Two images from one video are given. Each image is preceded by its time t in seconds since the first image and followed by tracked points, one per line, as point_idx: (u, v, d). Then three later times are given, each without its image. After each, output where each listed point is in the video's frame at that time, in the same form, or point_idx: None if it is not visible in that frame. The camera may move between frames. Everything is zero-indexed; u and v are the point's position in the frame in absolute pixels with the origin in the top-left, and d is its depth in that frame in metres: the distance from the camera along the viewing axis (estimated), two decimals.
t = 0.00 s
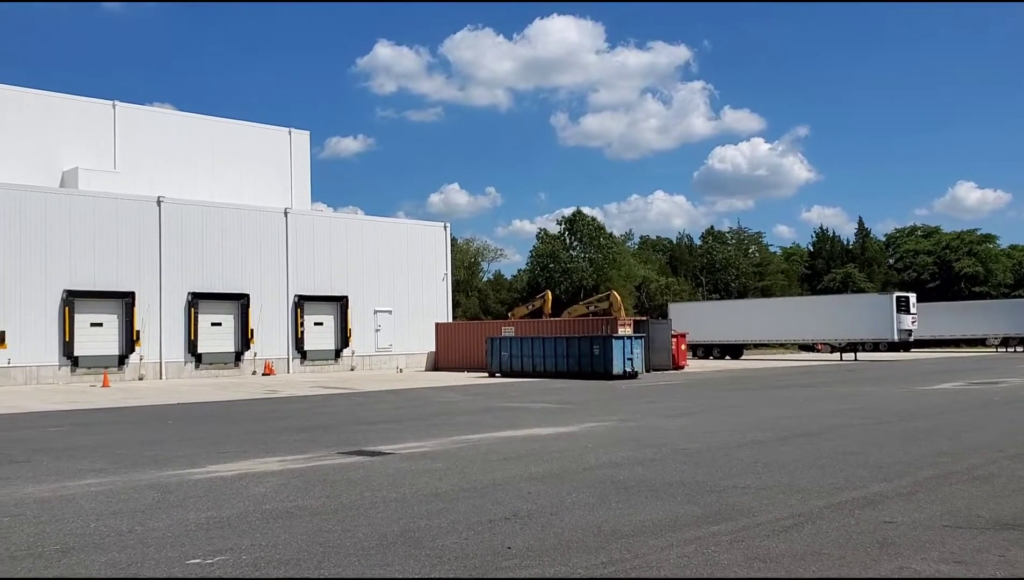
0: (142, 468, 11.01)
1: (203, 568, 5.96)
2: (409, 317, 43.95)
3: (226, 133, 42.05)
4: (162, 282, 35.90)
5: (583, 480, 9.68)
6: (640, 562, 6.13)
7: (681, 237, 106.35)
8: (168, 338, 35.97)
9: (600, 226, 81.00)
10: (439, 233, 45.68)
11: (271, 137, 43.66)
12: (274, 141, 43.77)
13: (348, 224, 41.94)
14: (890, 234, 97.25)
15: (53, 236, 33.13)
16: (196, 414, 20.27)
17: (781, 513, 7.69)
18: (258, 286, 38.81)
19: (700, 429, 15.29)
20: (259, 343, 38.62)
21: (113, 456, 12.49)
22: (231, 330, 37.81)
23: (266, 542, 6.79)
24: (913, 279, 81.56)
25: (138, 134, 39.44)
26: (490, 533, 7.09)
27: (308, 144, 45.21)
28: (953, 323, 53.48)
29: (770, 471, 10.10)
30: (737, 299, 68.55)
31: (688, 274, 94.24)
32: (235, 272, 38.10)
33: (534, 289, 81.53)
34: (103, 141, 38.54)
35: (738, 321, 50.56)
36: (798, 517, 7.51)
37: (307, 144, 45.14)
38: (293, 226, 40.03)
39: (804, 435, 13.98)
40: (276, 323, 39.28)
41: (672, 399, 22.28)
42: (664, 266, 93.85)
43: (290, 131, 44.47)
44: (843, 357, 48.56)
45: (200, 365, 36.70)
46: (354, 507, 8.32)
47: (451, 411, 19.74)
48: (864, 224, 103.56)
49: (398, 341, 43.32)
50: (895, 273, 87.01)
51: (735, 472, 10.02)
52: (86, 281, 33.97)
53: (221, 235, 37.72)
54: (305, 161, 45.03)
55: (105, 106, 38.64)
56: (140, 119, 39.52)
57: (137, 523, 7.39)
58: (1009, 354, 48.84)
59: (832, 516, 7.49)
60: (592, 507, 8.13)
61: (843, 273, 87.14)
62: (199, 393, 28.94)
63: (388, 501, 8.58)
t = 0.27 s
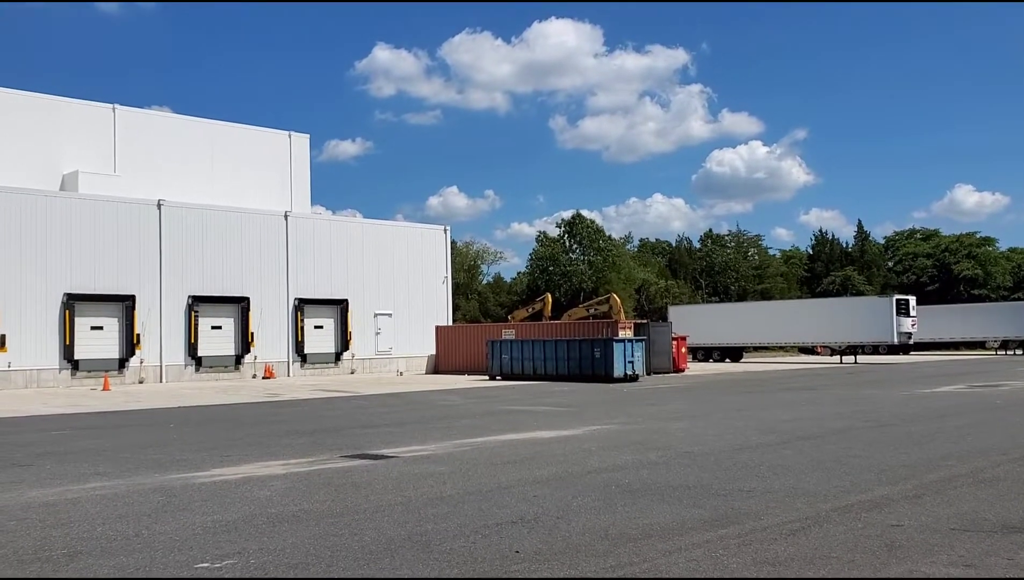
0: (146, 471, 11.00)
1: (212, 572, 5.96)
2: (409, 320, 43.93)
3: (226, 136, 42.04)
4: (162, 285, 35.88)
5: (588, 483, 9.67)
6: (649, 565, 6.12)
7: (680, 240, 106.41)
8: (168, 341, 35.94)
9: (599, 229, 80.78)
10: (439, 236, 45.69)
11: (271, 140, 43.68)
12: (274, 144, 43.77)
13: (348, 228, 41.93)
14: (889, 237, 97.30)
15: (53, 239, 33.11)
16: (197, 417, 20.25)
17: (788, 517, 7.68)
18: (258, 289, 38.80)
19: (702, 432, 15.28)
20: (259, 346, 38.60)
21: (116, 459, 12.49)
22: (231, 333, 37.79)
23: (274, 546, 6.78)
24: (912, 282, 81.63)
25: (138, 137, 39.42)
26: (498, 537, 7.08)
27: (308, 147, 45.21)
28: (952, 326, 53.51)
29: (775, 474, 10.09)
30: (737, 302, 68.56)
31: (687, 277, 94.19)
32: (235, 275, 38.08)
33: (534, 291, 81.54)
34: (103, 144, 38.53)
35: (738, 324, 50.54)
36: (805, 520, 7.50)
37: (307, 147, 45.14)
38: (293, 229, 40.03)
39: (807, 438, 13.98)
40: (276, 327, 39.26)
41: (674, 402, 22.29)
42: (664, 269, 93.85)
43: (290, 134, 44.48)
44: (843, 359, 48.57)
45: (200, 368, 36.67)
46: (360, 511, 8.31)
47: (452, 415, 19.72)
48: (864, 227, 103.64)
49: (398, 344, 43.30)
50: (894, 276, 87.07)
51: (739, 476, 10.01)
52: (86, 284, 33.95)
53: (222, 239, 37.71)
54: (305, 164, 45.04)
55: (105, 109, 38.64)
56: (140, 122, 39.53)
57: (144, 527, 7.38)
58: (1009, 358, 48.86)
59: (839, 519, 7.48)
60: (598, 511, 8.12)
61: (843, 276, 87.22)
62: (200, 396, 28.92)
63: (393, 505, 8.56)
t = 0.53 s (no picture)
0: (146, 473, 10.99)
1: (215, 574, 5.96)
2: (407, 321, 43.89)
3: (224, 138, 42.03)
4: (160, 286, 35.83)
5: (589, 485, 9.66)
6: (653, 567, 6.12)
7: (678, 243, 106.54)
8: (165, 343, 35.88)
9: (596, 231, 81.12)
10: (437, 237, 45.67)
11: (269, 141, 43.65)
12: (272, 146, 43.76)
13: (346, 229, 41.90)
14: (886, 239, 97.43)
15: (50, 240, 33.05)
16: (196, 418, 20.24)
17: (790, 518, 7.68)
18: (256, 291, 38.75)
19: (702, 433, 15.29)
20: (256, 348, 38.56)
21: (116, 461, 12.47)
22: (229, 335, 37.75)
23: (276, 547, 6.77)
24: (909, 284, 81.77)
25: (136, 138, 39.40)
26: (501, 539, 7.08)
27: (305, 149, 45.21)
28: (949, 328, 53.57)
29: (775, 476, 10.10)
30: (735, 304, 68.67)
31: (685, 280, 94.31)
32: (233, 277, 38.04)
33: (532, 293, 81.71)
34: (100, 146, 38.50)
35: (736, 326, 50.55)
36: (807, 522, 7.50)
37: (305, 149, 45.13)
38: (291, 230, 40.00)
39: (807, 440, 13.99)
40: (274, 328, 39.22)
41: (672, 404, 22.31)
42: (661, 271, 93.98)
43: (288, 136, 44.45)
44: (840, 362, 48.61)
45: (198, 370, 36.62)
46: (362, 512, 8.30)
47: (451, 417, 19.72)
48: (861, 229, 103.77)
49: (396, 345, 43.26)
50: (891, 278, 87.21)
51: (740, 477, 10.01)
52: (84, 286, 33.89)
53: (220, 240, 37.68)
54: (302, 166, 45.02)
55: (103, 110, 38.61)
56: (138, 123, 39.50)
57: (146, 529, 7.37)
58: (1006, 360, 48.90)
59: (841, 521, 7.48)
60: (600, 512, 8.11)
61: (839, 278, 87.36)
62: (198, 397, 28.88)
63: (395, 507, 8.55)
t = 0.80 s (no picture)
0: (137, 474, 10.94)
1: (210, 574, 5.95)
2: (397, 322, 43.82)
3: (213, 138, 41.88)
4: (149, 287, 35.66)
5: (582, 484, 9.68)
6: (647, 566, 6.14)
7: (667, 243, 106.78)
8: (155, 344, 35.71)
9: (586, 231, 81.01)
10: (427, 238, 45.61)
11: (259, 142, 43.52)
12: (261, 146, 43.62)
13: (336, 230, 41.80)
14: (874, 240, 97.91)
15: (39, 241, 32.84)
16: (186, 420, 20.15)
17: (782, 517, 7.72)
18: (245, 292, 38.62)
19: (693, 433, 15.34)
20: (246, 349, 38.42)
21: (106, 462, 12.41)
22: (218, 336, 37.62)
23: (271, 548, 6.76)
24: (898, 285, 82.24)
25: (124, 139, 39.20)
26: (495, 538, 7.09)
27: (295, 149, 45.08)
28: (937, 329, 53.89)
29: (767, 475, 10.15)
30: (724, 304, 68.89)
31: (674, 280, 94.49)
32: (223, 278, 37.91)
33: (522, 294, 81.67)
34: (89, 146, 38.29)
35: (725, 327, 50.72)
36: (800, 521, 7.54)
37: (294, 149, 45.00)
38: (281, 231, 39.89)
39: (797, 439, 14.06)
40: (264, 329, 39.10)
41: (663, 404, 22.36)
42: (651, 272, 94.15)
43: (278, 136, 44.33)
44: (829, 362, 48.84)
45: (187, 371, 36.47)
46: (356, 512, 8.29)
47: (442, 417, 19.71)
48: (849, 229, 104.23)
49: (386, 346, 43.19)
50: (879, 279, 87.67)
51: (732, 477, 10.05)
52: (73, 287, 33.70)
53: (209, 241, 37.54)
54: (292, 166, 44.90)
55: (91, 110, 38.40)
56: (126, 123, 39.30)
57: (139, 529, 7.34)
58: (993, 360, 49.25)
59: (833, 520, 7.53)
60: (593, 512, 8.13)
61: (828, 279, 87.78)
62: (188, 399, 28.75)
63: (388, 507, 8.55)
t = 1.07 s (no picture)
0: (121, 472, 10.88)
1: (197, 571, 5.96)
2: (382, 320, 43.73)
3: (196, 135, 41.63)
4: (132, 285, 35.43)
5: (568, 481, 9.73)
6: (634, 561, 6.20)
7: (652, 241, 107.19)
8: (138, 342, 35.49)
9: (570, 229, 81.42)
10: (412, 235, 45.53)
11: (242, 139, 43.30)
12: (245, 143, 43.40)
13: (320, 228, 41.66)
14: (857, 238, 98.66)
15: (21, 238, 32.55)
16: (171, 417, 20.05)
17: (766, 512, 7.79)
18: (229, 289, 38.43)
19: (678, 430, 15.43)
20: (230, 347, 38.24)
21: (90, 460, 12.34)
22: (202, 333, 37.42)
23: (257, 545, 6.76)
24: (880, 282, 82.95)
25: (107, 135, 38.90)
26: (482, 534, 7.11)
27: (279, 146, 44.88)
28: (919, 326, 54.38)
29: (751, 471, 10.24)
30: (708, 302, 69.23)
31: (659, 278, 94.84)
32: (206, 275, 37.71)
33: (507, 292, 81.80)
34: (71, 142, 37.95)
35: (709, 324, 51.01)
36: (784, 516, 7.62)
37: (279, 146, 44.80)
38: (265, 228, 39.71)
39: (781, 436, 14.18)
40: (248, 327, 38.92)
41: (648, 401, 22.43)
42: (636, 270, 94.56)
43: (261, 133, 44.11)
44: (812, 359, 49.17)
45: (171, 368, 36.26)
46: (342, 510, 8.29)
47: (428, 415, 19.73)
48: (832, 227, 104.94)
49: (371, 344, 43.09)
50: (862, 276, 88.40)
51: (717, 473, 10.13)
52: (55, 284, 33.42)
53: (193, 239, 37.33)
54: (276, 164, 44.69)
55: (73, 106, 38.06)
56: (109, 120, 39.00)
57: (125, 527, 7.32)
58: (973, 357, 49.76)
59: (817, 515, 7.61)
60: (579, 507, 8.17)
61: (811, 277, 88.45)
62: (172, 396, 28.60)
63: (375, 504, 8.56)
